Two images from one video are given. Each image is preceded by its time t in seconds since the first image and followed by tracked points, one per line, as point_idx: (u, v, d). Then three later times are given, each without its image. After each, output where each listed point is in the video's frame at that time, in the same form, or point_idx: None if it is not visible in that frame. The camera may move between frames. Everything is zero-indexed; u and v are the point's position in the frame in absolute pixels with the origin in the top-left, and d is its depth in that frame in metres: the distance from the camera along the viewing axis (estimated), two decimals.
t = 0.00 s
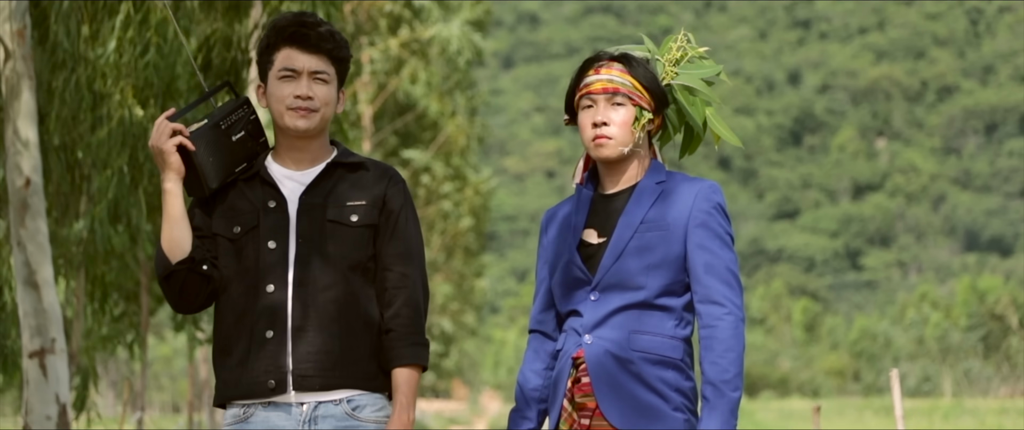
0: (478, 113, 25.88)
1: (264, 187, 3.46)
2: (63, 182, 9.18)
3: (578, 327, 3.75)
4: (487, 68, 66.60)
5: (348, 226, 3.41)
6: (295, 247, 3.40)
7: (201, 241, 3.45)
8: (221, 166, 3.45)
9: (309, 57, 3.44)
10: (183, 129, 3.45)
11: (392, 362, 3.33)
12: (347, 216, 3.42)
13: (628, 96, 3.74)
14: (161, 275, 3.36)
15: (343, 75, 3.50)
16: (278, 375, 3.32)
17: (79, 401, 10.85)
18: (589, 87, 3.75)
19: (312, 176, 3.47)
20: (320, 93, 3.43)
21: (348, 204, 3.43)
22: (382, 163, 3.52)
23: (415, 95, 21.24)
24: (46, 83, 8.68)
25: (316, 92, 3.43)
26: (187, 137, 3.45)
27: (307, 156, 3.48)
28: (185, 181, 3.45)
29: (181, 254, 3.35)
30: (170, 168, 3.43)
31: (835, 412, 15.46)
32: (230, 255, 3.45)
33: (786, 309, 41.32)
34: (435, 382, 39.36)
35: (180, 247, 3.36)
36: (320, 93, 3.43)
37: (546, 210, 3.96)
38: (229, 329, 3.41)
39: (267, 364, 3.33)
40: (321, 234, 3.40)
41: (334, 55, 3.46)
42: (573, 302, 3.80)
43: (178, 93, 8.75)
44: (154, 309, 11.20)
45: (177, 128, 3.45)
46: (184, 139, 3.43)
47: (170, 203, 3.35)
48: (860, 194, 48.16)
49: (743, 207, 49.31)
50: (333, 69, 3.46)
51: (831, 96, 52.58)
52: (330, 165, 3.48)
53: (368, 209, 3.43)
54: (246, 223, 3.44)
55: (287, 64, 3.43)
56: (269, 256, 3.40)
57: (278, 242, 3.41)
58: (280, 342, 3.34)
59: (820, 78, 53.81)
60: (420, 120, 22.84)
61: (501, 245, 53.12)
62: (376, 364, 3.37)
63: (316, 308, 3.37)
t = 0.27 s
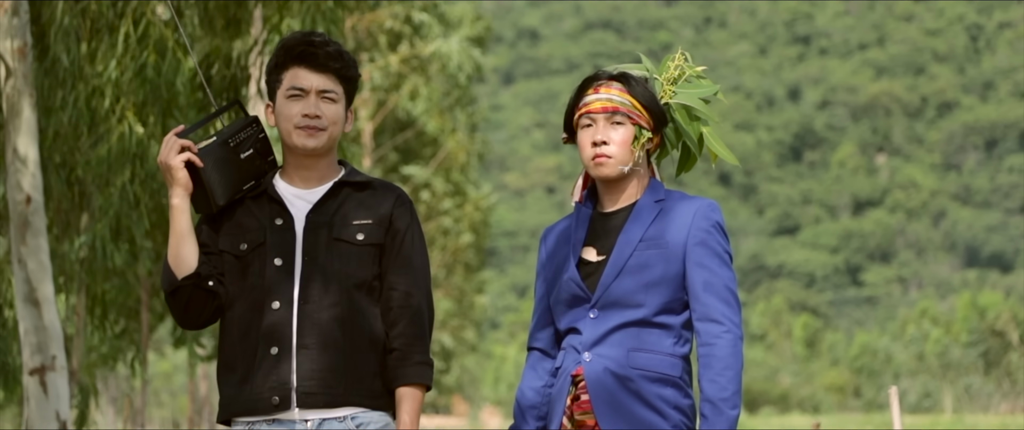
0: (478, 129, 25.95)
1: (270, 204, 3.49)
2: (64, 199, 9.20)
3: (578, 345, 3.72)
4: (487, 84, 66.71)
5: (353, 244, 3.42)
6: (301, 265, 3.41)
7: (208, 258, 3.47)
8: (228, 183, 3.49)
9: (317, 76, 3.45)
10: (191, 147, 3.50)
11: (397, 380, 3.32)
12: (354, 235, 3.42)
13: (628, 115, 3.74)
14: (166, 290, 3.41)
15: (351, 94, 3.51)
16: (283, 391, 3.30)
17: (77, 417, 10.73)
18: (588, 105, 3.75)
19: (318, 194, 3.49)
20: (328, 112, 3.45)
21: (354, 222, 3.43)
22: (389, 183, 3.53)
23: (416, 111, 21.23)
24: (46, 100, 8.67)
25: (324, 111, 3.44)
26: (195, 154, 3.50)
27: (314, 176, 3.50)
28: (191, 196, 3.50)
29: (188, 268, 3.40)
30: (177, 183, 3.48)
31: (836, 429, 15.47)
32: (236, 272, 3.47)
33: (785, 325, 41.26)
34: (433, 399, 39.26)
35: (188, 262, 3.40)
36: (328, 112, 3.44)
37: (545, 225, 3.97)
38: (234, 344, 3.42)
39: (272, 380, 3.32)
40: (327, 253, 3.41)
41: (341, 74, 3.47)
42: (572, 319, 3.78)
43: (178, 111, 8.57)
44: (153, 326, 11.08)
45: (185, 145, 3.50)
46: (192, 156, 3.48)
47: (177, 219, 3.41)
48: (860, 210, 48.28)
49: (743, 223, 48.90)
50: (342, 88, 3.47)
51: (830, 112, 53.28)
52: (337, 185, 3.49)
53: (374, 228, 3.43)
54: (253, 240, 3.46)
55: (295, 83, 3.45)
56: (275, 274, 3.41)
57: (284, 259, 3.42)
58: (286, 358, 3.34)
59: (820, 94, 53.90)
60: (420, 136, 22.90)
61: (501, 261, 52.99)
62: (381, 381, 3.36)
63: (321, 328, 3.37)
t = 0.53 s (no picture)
0: (479, 142, 25.99)
1: (277, 220, 3.41)
2: (64, 212, 9.16)
3: (576, 359, 3.72)
4: (487, 97, 66.77)
5: (358, 259, 3.36)
6: (306, 280, 3.35)
7: (213, 272, 3.39)
8: (236, 198, 3.40)
9: (324, 91, 3.38)
10: (199, 160, 3.41)
11: (402, 396, 3.29)
12: (358, 249, 3.37)
13: (627, 131, 3.77)
14: (172, 303, 3.33)
15: (358, 109, 3.44)
16: (287, 404, 3.26)
17: None
18: (588, 121, 3.77)
19: (325, 210, 3.41)
20: (336, 128, 3.38)
21: (359, 237, 3.38)
22: (395, 200, 3.46)
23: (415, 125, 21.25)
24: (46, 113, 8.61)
25: (333, 127, 3.37)
26: (203, 168, 3.40)
27: (322, 191, 3.41)
28: (199, 209, 3.40)
29: (194, 281, 3.32)
30: (184, 197, 3.39)
31: None
32: (242, 287, 3.39)
33: (785, 339, 41.24)
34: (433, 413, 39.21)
35: (194, 276, 3.32)
36: (336, 128, 3.37)
37: (545, 240, 3.96)
38: (239, 358, 3.35)
39: (275, 393, 3.28)
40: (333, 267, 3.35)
41: (349, 90, 3.40)
42: (571, 334, 3.77)
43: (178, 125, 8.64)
44: (153, 340, 10.98)
45: (193, 159, 3.41)
46: (200, 170, 3.39)
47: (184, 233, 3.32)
48: (860, 223, 48.35)
49: (743, 236, 48.88)
50: (349, 104, 3.40)
51: (830, 125, 53.48)
52: (343, 200, 3.42)
53: (379, 244, 3.38)
54: (259, 254, 3.38)
55: (302, 99, 3.38)
56: (280, 289, 3.35)
57: (290, 273, 3.35)
58: (290, 372, 3.29)
59: (820, 107, 53.97)
60: (421, 150, 22.92)
61: (502, 274, 52.91)
62: (384, 396, 3.32)
63: (326, 342, 3.31)
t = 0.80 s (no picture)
0: (478, 153, 26.01)
1: (283, 230, 3.45)
2: (65, 223, 9.11)
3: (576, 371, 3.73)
4: (487, 107, 66.78)
5: (363, 270, 3.42)
6: (312, 291, 3.40)
7: (218, 282, 3.44)
8: (241, 209, 3.43)
9: (330, 102, 3.43)
10: (205, 171, 3.46)
11: (405, 407, 3.34)
12: (363, 260, 3.42)
13: (627, 143, 3.78)
14: (178, 313, 3.37)
15: (364, 122, 3.49)
16: (289, 413, 3.32)
17: None
18: (588, 132, 3.79)
19: (330, 222, 3.45)
20: (341, 140, 3.42)
21: (363, 248, 3.43)
22: (400, 211, 3.51)
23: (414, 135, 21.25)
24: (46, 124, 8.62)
25: (338, 139, 3.41)
26: (208, 178, 3.45)
27: (327, 202, 3.47)
28: (204, 220, 3.45)
29: (199, 292, 3.37)
30: (190, 207, 3.44)
31: None
32: (247, 298, 3.44)
33: (785, 349, 41.18)
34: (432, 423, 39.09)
35: (199, 287, 3.37)
36: (341, 140, 3.41)
37: (546, 253, 3.97)
38: (244, 367, 3.40)
39: (279, 402, 3.34)
40: (337, 279, 3.40)
41: (354, 101, 3.45)
42: (570, 345, 3.78)
43: (178, 136, 8.73)
44: (153, 350, 10.96)
45: (199, 170, 3.46)
46: (206, 180, 3.44)
47: (190, 242, 3.38)
48: (860, 233, 48.35)
49: (743, 246, 48.84)
50: (355, 115, 3.45)
51: (830, 135, 53.52)
52: (349, 211, 3.46)
53: (384, 254, 3.44)
54: (264, 264, 3.43)
55: (308, 111, 3.43)
56: (285, 298, 3.39)
57: (295, 284, 3.39)
58: (295, 381, 3.34)
59: (820, 117, 54.05)
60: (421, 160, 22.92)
61: (502, 284, 52.86)
62: (387, 405, 3.37)
63: (331, 352, 3.36)
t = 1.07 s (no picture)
0: (478, 164, 26.02)
1: (289, 241, 3.46)
2: (65, 233, 9.14)
3: (575, 381, 3.74)
4: (487, 117, 66.78)
5: (368, 282, 3.43)
6: (317, 302, 3.41)
7: (224, 293, 3.46)
8: (248, 220, 3.45)
9: (336, 115, 3.43)
10: (211, 182, 3.48)
11: (409, 419, 3.36)
12: (368, 272, 3.43)
13: (626, 155, 3.80)
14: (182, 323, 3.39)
15: (370, 133, 3.50)
16: (293, 425, 3.33)
17: None
18: (588, 145, 3.80)
19: (336, 233, 3.46)
20: (347, 152, 3.42)
21: (369, 260, 3.44)
22: (406, 223, 3.51)
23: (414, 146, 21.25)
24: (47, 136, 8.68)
25: (343, 151, 3.42)
26: (214, 189, 3.47)
27: (333, 214, 3.46)
28: (210, 230, 3.47)
29: (204, 303, 3.39)
30: (195, 218, 3.46)
31: None
32: (253, 308, 3.46)
33: (785, 360, 41.09)
34: None
35: (203, 298, 3.39)
36: (347, 152, 3.42)
37: (546, 263, 3.97)
38: (249, 377, 3.42)
39: (283, 412, 3.35)
40: (343, 290, 3.41)
41: (360, 113, 3.46)
42: (570, 356, 3.79)
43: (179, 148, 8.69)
44: (153, 362, 10.93)
45: (205, 181, 3.48)
46: (212, 191, 3.46)
47: (196, 256, 3.40)
48: (860, 244, 48.33)
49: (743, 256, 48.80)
50: (361, 127, 3.46)
51: (831, 146, 53.56)
52: (354, 223, 3.46)
53: (388, 267, 3.44)
54: (269, 275, 3.44)
55: (315, 122, 3.43)
56: (289, 309, 3.41)
57: (300, 294, 3.40)
58: (299, 392, 3.35)
59: (820, 128, 54.16)
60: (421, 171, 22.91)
61: (501, 294, 52.82)
62: (390, 417, 3.38)
63: (335, 363, 3.37)
